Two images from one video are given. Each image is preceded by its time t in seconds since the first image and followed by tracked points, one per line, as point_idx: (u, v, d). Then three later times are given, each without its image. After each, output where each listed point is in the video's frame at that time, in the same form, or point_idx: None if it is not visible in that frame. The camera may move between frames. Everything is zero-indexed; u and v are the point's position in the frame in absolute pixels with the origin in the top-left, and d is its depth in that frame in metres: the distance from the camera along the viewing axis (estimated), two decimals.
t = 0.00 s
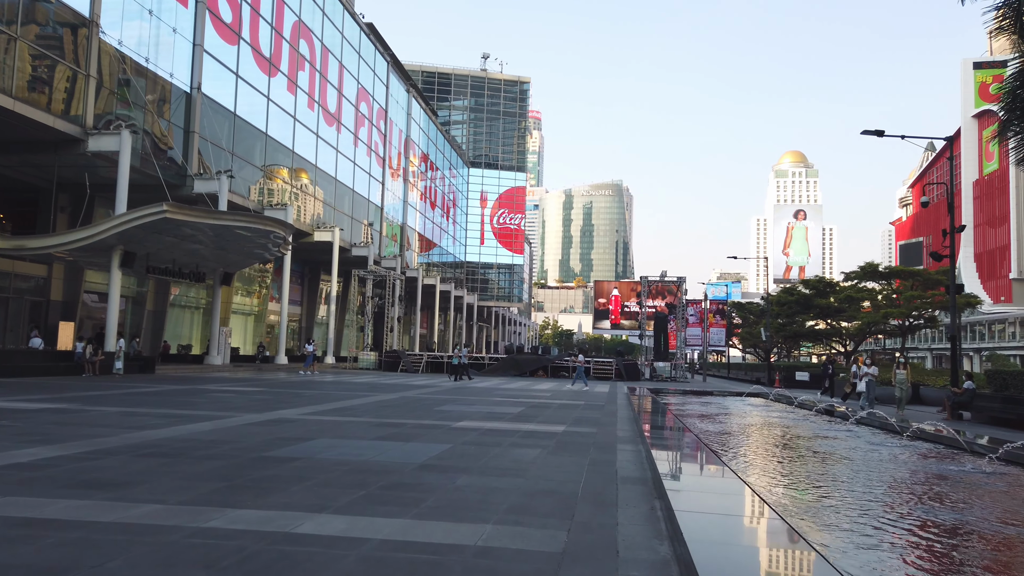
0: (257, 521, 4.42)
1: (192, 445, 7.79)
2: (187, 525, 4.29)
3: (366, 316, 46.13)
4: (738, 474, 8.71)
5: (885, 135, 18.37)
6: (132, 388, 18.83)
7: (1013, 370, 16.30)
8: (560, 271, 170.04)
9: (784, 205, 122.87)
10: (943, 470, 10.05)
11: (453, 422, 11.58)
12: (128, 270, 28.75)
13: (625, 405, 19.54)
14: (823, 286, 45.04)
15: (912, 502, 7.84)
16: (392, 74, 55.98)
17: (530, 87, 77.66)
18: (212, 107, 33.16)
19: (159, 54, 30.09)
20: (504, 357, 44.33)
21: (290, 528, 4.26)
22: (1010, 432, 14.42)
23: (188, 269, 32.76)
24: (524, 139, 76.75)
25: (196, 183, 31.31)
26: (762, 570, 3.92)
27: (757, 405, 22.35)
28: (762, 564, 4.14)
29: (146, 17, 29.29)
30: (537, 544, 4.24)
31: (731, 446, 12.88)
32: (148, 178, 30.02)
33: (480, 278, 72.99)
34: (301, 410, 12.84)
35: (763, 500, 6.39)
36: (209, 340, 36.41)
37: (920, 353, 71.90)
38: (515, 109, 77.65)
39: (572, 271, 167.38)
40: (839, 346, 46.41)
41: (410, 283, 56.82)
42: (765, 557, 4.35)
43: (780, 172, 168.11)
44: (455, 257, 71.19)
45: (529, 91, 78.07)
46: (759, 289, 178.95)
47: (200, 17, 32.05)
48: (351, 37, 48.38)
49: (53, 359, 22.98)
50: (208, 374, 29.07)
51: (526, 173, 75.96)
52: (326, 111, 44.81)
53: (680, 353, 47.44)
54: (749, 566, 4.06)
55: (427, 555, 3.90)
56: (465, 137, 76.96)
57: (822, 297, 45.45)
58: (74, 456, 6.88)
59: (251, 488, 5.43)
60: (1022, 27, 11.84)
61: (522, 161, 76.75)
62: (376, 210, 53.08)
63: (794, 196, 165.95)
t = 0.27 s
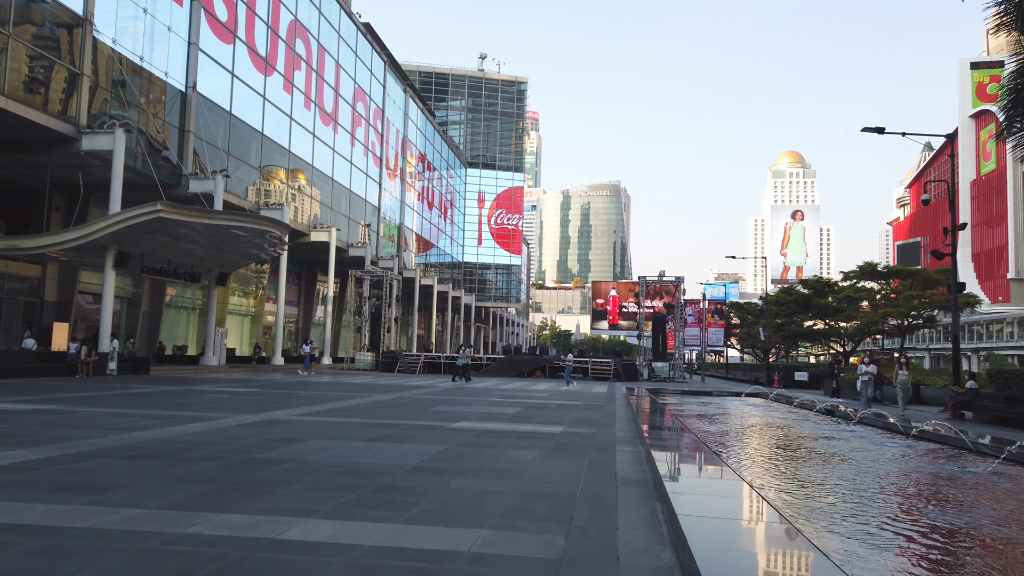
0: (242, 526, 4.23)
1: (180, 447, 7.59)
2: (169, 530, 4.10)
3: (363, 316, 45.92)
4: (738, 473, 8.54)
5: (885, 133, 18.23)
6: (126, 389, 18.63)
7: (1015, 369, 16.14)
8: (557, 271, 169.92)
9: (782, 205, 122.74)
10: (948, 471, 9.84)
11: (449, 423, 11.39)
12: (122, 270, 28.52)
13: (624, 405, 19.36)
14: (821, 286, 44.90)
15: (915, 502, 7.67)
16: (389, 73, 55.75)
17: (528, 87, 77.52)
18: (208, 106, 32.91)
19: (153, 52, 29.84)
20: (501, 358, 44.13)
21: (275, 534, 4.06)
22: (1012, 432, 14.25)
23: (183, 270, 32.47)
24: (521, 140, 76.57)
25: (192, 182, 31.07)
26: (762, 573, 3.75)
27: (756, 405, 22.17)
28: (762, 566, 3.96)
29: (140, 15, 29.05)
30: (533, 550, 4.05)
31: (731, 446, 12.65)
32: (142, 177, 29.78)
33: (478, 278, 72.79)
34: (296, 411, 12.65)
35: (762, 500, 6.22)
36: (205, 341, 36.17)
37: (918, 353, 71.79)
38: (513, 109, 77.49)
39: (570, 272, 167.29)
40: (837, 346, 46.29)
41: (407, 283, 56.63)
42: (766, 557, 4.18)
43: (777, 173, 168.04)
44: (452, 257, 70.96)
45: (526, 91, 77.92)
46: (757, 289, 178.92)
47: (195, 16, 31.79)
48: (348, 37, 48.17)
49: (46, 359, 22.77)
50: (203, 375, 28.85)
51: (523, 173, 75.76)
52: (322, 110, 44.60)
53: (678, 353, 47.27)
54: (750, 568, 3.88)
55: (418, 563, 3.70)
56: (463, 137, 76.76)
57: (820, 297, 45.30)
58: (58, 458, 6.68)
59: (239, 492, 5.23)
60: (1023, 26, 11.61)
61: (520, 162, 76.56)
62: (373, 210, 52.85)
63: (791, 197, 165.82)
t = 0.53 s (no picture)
0: (227, 538, 4.03)
1: (170, 452, 7.39)
2: (150, 544, 3.90)
3: (363, 316, 45.73)
4: (740, 476, 8.38)
5: (888, 130, 18.05)
6: (121, 391, 18.44)
7: (1021, 369, 15.96)
8: (557, 272, 169.72)
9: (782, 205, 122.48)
10: (957, 476, 9.63)
11: (448, 426, 11.19)
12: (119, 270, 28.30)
13: (626, 406, 19.16)
14: (822, 285, 44.71)
15: (920, 506, 7.50)
16: (388, 73, 55.55)
17: (528, 87, 77.35)
18: (206, 106, 32.67)
19: (151, 52, 29.59)
20: (501, 358, 43.92)
21: (262, 548, 3.86)
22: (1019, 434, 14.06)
23: (180, 270, 32.19)
24: (521, 139, 76.37)
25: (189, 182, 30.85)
26: None
27: (759, 406, 22.00)
28: None
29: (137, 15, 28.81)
30: (531, 564, 3.86)
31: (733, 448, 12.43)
32: (140, 177, 29.55)
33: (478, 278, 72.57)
34: (291, 413, 12.44)
35: (763, 504, 6.06)
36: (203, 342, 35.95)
37: (919, 352, 71.59)
38: (513, 109, 77.30)
39: (570, 272, 167.13)
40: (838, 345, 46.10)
41: (406, 284, 56.43)
42: (768, 566, 4.01)
43: (778, 173, 167.74)
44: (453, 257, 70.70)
45: (526, 90, 77.75)
46: (757, 289, 178.70)
47: (194, 15, 31.52)
48: (347, 36, 47.96)
49: (42, 361, 22.60)
50: (201, 376, 28.66)
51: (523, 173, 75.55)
52: (321, 110, 44.40)
53: (679, 353, 47.05)
54: None
55: None
56: (462, 138, 76.56)
57: (821, 297, 45.10)
58: (43, 464, 6.48)
59: (227, 501, 5.04)
60: None
61: (520, 162, 76.37)
62: (373, 210, 52.63)
63: (792, 197, 165.53)
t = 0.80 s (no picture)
0: (209, 544, 3.85)
1: (159, 453, 7.21)
2: (128, 550, 3.72)
3: (362, 315, 45.59)
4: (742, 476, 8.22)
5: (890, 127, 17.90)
6: (117, 391, 18.28)
7: None
8: (557, 272, 169.64)
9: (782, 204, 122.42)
10: (965, 477, 9.43)
11: (445, 426, 11.01)
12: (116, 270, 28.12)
13: (627, 406, 18.99)
14: (823, 284, 44.55)
15: (924, 506, 7.33)
16: (387, 73, 55.44)
17: (527, 87, 77.32)
18: (204, 106, 32.48)
19: (148, 50, 29.40)
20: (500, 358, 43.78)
21: (245, 554, 3.69)
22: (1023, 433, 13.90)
23: (177, 270, 31.88)
24: (520, 139, 76.30)
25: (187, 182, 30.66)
26: None
27: (761, 406, 21.80)
28: None
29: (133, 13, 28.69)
30: (526, 569, 3.70)
31: (736, 448, 12.22)
32: (137, 177, 29.37)
33: (478, 278, 72.40)
34: (287, 414, 12.26)
35: (764, 504, 5.90)
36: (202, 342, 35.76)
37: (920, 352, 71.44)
38: (512, 109, 77.24)
39: (570, 272, 167.07)
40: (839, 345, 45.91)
41: (406, 284, 56.29)
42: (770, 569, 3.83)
43: (777, 172, 167.68)
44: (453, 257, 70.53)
45: (525, 90, 77.76)
46: (757, 289, 178.56)
47: (191, 13, 31.34)
48: (345, 36, 47.86)
49: (37, 361, 22.44)
50: (198, 377, 28.47)
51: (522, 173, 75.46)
52: (320, 110, 44.25)
53: (679, 353, 46.90)
54: None
55: None
56: (462, 137, 76.49)
57: (822, 296, 44.92)
58: (28, 466, 6.30)
59: (213, 504, 4.86)
60: None
61: (519, 162, 76.29)
62: (372, 210, 52.47)
63: (791, 196, 165.41)
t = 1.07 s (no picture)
0: (185, 561, 3.65)
1: (143, 460, 6.98)
2: (99, 568, 3.52)
3: (358, 316, 45.36)
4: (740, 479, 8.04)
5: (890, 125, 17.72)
6: (108, 394, 18.03)
7: None
8: (555, 272, 169.41)
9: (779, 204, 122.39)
10: (968, 483, 9.25)
11: (440, 430, 10.79)
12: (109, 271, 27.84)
13: (625, 408, 18.77)
14: (821, 284, 44.35)
15: (927, 512, 7.15)
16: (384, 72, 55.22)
17: (524, 87, 77.20)
18: (198, 105, 32.19)
19: (141, 49, 29.14)
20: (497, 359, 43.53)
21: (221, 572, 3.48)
22: None
23: (171, 270, 31.69)
24: (517, 139, 76.11)
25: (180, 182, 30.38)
26: None
27: (761, 407, 21.57)
28: None
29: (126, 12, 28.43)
30: None
31: (735, 451, 12.04)
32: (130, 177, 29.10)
33: (475, 278, 72.14)
34: (279, 417, 12.03)
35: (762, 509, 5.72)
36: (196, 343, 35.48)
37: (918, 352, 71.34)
38: (509, 109, 77.07)
39: (567, 272, 166.91)
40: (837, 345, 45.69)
41: (402, 284, 56.02)
42: None
43: (774, 172, 167.67)
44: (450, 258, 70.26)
45: (522, 90, 77.67)
46: (754, 289, 178.55)
47: (185, 12, 31.06)
48: (341, 36, 47.62)
49: (28, 363, 22.18)
50: (191, 378, 28.19)
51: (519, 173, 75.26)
52: (316, 109, 43.98)
53: (677, 353, 46.69)
54: None
55: None
56: (459, 138, 76.25)
57: (820, 296, 44.71)
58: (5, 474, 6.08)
59: (194, 516, 4.63)
60: None
61: (516, 162, 76.10)
62: (368, 210, 52.18)
63: (788, 196, 165.32)
